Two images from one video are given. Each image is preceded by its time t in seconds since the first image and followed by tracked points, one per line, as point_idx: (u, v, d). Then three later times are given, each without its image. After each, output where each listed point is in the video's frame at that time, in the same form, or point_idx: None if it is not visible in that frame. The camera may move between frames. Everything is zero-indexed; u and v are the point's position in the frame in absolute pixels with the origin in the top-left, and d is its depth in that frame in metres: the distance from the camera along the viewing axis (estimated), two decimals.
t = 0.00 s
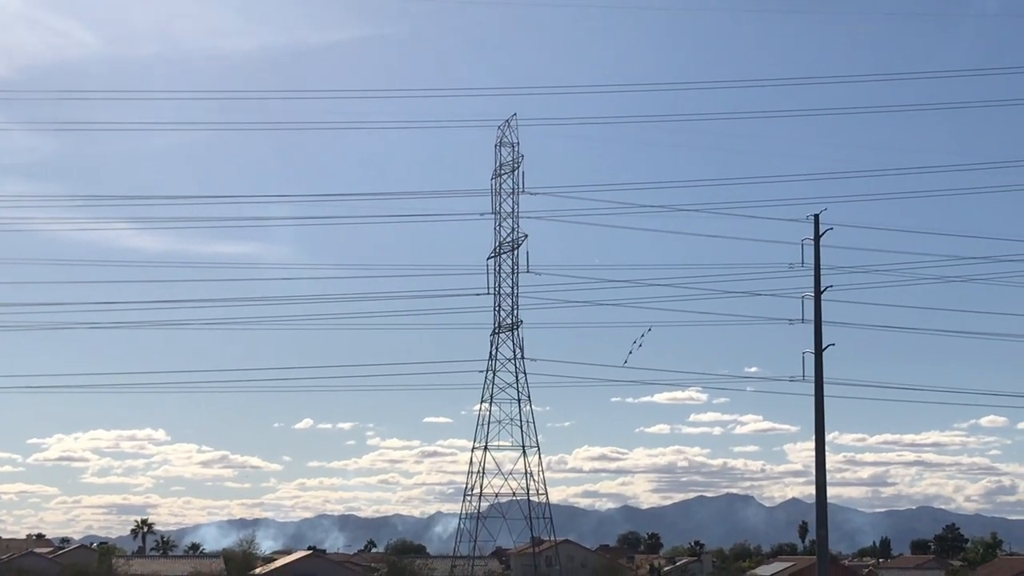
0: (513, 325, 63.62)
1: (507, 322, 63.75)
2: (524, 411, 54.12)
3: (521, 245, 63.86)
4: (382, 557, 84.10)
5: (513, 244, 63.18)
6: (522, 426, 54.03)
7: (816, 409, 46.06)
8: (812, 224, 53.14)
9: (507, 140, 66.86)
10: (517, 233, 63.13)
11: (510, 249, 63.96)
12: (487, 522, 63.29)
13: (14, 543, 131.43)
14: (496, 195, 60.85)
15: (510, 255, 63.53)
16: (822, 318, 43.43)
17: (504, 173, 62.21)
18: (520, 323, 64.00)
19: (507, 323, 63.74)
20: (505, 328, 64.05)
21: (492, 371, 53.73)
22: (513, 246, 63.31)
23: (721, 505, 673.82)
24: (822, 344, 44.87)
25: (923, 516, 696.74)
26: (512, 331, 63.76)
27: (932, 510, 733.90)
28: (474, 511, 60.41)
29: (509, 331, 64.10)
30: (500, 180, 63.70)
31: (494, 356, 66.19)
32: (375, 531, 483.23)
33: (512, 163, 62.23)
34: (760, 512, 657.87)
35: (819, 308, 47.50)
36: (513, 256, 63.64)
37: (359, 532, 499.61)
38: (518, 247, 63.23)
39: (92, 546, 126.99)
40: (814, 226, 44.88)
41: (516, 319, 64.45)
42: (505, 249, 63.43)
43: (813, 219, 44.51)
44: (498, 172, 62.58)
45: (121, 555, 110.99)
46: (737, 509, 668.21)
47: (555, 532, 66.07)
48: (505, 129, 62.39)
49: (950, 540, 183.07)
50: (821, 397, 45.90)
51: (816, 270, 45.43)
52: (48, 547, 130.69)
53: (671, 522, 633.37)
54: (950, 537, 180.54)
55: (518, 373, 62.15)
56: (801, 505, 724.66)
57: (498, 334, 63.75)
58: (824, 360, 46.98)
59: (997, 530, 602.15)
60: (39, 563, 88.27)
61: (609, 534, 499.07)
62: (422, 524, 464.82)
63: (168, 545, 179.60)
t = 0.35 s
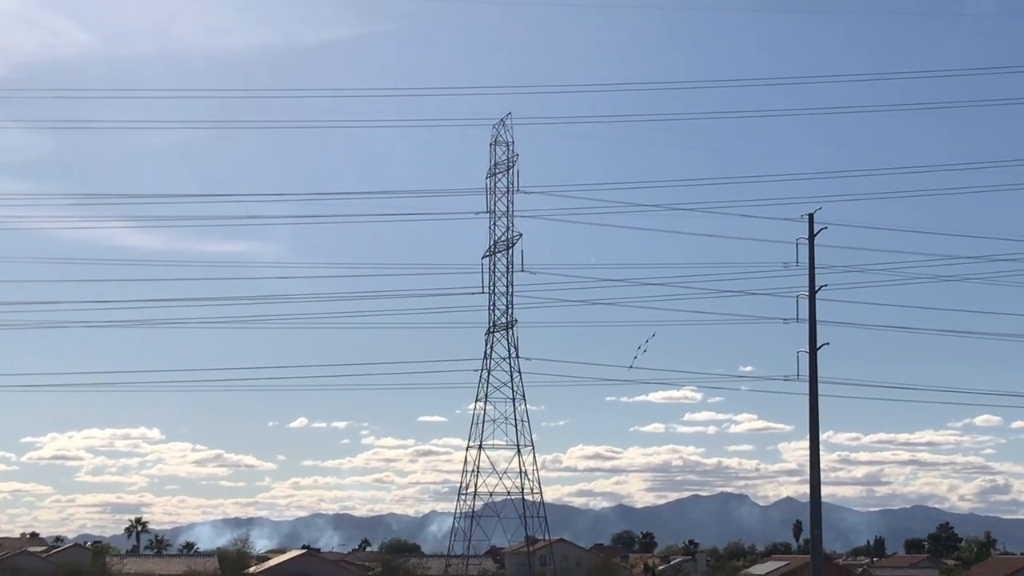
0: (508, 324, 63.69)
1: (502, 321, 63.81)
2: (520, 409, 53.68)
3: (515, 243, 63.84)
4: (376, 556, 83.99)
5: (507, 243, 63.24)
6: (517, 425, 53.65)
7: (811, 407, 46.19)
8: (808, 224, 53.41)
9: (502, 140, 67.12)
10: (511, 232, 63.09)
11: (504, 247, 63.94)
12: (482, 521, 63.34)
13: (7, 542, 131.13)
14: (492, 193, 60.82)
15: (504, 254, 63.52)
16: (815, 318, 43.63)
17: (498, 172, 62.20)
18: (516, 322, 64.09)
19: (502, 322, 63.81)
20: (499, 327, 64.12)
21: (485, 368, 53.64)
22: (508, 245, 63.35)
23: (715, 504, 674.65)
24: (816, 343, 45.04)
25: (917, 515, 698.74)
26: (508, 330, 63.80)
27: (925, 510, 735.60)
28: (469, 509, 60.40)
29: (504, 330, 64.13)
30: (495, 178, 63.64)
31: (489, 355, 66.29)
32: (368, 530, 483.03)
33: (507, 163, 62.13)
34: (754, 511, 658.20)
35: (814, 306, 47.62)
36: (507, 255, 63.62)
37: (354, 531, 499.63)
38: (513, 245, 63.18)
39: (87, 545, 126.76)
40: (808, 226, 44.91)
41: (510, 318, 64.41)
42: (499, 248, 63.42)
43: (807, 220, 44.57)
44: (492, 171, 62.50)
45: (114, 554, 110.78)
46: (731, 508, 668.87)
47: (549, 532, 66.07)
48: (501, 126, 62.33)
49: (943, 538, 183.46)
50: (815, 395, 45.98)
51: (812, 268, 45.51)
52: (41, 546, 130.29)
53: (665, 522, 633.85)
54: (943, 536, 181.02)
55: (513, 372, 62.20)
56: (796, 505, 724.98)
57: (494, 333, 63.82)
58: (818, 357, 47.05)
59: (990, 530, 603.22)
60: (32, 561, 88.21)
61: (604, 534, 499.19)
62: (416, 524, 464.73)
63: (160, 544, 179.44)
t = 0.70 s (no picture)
0: (503, 322, 63.71)
1: (496, 319, 63.83)
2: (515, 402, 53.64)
3: (509, 240, 63.92)
4: (370, 552, 83.91)
5: (502, 239, 63.27)
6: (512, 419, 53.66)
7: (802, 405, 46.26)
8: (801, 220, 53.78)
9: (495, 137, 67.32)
10: (505, 229, 63.15)
11: (498, 245, 63.99)
12: (476, 518, 63.41)
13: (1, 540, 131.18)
14: (486, 189, 60.92)
15: (499, 251, 63.59)
16: (809, 316, 43.65)
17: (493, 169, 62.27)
18: (509, 320, 64.15)
19: (496, 319, 63.84)
20: (493, 324, 64.13)
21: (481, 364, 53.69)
22: (503, 241, 63.37)
23: (709, 500, 675.63)
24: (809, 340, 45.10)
25: (911, 513, 699.74)
26: (501, 327, 63.83)
27: (919, 507, 736.99)
28: (462, 507, 60.48)
29: (498, 327, 64.18)
30: (488, 174, 63.70)
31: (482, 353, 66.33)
32: (363, 527, 483.55)
33: (502, 159, 62.19)
34: (748, 508, 658.47)
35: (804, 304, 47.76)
36: (502, 252, 63.68)
37: (349, 528, 499.86)
38: (507, 242, 63.26)
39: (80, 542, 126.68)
40: (802, 225, 44.97)
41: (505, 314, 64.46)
42: (494, 245, 63.47)
43: (801, 218, 44.59)
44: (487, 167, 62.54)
45: (108, 551, 110.85)
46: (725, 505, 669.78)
47: (543, 529, 66.17)
48: (495, 125, 62.44)
49: (937, 535, 183.52)
50: (808, 392, 46.01)
51: (805, 266, 45.56)
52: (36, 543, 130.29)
53: (659, 518, 634.35)
54: (936, 533, 181.20)
55: (508, 370, 62.24)
56: (790, 502, 725.60)
57: (487, 330, 63.83)
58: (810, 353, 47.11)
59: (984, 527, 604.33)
60: (27, 557, 88.39)
61: (598, 530, 499.74)
62: (410, 520, 464.70)
63: (154, 541, 179.42)
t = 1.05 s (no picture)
0: (495, 318, 63.72)
1: (489, 315, 63.84)
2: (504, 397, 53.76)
3: (502, 237, 63.84)
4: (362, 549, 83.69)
5: (495, 236, 63.23)
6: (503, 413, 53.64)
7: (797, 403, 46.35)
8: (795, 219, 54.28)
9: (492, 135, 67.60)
10: (498, 226, 63.14)
11: (491, 241, 63.93)
12: (467, 514, 63.47)
13: None
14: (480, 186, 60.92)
15: (491, 248, 63.54)
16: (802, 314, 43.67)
17: (486, 165, 62.26)
18: (502, 316, 64.12)
19: (488, 316, 63.80)
20: (486, 321, 64.10)
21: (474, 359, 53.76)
22: (494, 239, 63.37)
23: (701, 497, 676.20)
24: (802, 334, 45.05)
25: (902, 509, 700.82)
26: (493, 323, 63.81)
27: (910, 503, 738.23)
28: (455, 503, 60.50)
29: (490, 324, 64.15)
30: (481, 170, 63.67)
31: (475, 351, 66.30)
32: (355, 523, 483.42)
33: (495, 154, 62.13)
34: (740, 505, 659.24)
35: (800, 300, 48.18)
36: (494, 249, 63.63)
37: (341, 524, 499.83)
38: (500, 238, 63.21)
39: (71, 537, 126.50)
40: (795, 221, 45.03)
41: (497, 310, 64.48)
42: (486, 241, 63.44)
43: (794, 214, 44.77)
44: (480, 164, 62.52)
45: (100, 548, 110.99)
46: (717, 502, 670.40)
47: (535, 525, 66.30)
48: (488, 120, 62.36)
49: (929, 531, 183.81)
50: (802, 389, 46.15)
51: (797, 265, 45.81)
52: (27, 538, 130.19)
53: (651, 515, 634.68)
54: (927, 530, 181.49)
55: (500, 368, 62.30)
56: (782, 498, 726.55)
57: (480, 327, 63.80)
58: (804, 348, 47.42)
59: (975, 523, 605.91)
60: (18, 553, 88.26)
61: (591, 527, 499.95)
62: (403, 516, 465.12)
63: (146, 537, 179.31)
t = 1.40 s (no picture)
0: (484, 315, 63.78)
1: (478, 311, 63.87)
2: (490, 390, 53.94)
3: (490, 233, 63.90)
4: (351, 544, 83.71)
5: (483, 233, 63.28)
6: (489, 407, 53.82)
7: (784, 399, 46.48)
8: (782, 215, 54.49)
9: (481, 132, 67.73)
10: (487, 223, 63.18)
11: (479, 238, 63.98)
12: (457, 511, 63.48)
13: None
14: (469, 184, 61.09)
15: (480, 245, 63.60)
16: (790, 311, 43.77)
17: (476, 161, 62.37)
18: (490, 313, 64.16)
19: (477, 313, 63.81)
20: (474, 317, 64.10)
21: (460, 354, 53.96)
22: (484, 235, 63.42)
23: (690, 493, 677.44)
24: (790, 331, 45.19)
25: (891, 505, 702.92)
26: (482, 320, 63.86)
27: (898, 499, 740.71)
28: (444, 500, 60.65)
29: (479, 320, 64.18)
30: (469, 168, 63.75)
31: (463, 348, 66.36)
32: (345, 520, 483.66)
33: (484, 151, 62.24)
34: (729, 501, 660.21)
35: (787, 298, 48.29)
36: (482, 246, 63.68)
37: (330, 521, 500.07)
38: (488, 236, 63.27)
39: (60, 534, 126.63)
40: (783, 220, 45.20)
41: (485, 307, 64.71)
42: (475, 239, 63.47)
43: (782, 213, 44.88)
44: (470, 160, 62.57)
45: (89, 544, 110.90)
46: (707, 498, 671.67)
47: (524, 521, 66.38)
48: (477, 117, 62.41)
49: (917, 528, 184.19)
50: (791, 384, 46.25)
51: (785, 260, 46.07)
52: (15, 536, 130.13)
53: (640, 511, 635.59)
54: (916, 526, 182.08)
55: (488, 365, 62.37)
56: (771, 495, 727.70)
57: (468, 324, 63.85)
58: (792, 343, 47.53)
59: (964, 519, 607.64)
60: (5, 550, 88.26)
61: (581, 523, 500.65)
62: (392, 513, 465.71)
63: (135, 534, 179.44)
